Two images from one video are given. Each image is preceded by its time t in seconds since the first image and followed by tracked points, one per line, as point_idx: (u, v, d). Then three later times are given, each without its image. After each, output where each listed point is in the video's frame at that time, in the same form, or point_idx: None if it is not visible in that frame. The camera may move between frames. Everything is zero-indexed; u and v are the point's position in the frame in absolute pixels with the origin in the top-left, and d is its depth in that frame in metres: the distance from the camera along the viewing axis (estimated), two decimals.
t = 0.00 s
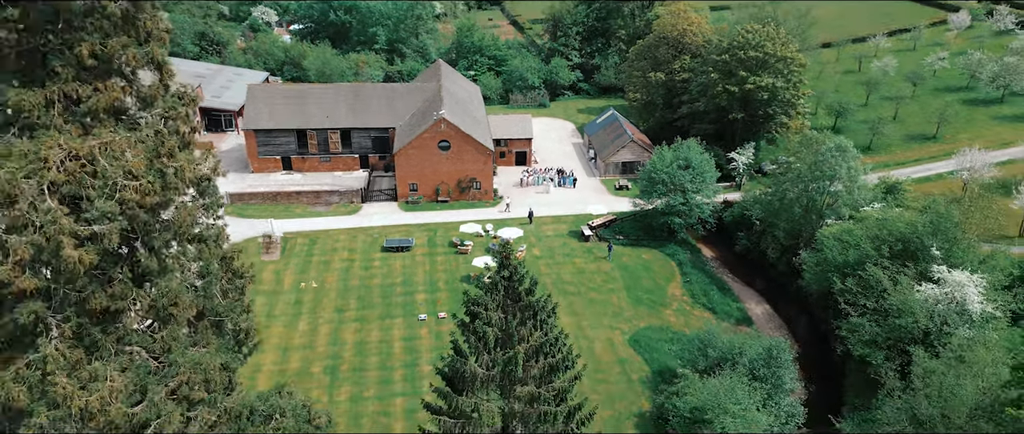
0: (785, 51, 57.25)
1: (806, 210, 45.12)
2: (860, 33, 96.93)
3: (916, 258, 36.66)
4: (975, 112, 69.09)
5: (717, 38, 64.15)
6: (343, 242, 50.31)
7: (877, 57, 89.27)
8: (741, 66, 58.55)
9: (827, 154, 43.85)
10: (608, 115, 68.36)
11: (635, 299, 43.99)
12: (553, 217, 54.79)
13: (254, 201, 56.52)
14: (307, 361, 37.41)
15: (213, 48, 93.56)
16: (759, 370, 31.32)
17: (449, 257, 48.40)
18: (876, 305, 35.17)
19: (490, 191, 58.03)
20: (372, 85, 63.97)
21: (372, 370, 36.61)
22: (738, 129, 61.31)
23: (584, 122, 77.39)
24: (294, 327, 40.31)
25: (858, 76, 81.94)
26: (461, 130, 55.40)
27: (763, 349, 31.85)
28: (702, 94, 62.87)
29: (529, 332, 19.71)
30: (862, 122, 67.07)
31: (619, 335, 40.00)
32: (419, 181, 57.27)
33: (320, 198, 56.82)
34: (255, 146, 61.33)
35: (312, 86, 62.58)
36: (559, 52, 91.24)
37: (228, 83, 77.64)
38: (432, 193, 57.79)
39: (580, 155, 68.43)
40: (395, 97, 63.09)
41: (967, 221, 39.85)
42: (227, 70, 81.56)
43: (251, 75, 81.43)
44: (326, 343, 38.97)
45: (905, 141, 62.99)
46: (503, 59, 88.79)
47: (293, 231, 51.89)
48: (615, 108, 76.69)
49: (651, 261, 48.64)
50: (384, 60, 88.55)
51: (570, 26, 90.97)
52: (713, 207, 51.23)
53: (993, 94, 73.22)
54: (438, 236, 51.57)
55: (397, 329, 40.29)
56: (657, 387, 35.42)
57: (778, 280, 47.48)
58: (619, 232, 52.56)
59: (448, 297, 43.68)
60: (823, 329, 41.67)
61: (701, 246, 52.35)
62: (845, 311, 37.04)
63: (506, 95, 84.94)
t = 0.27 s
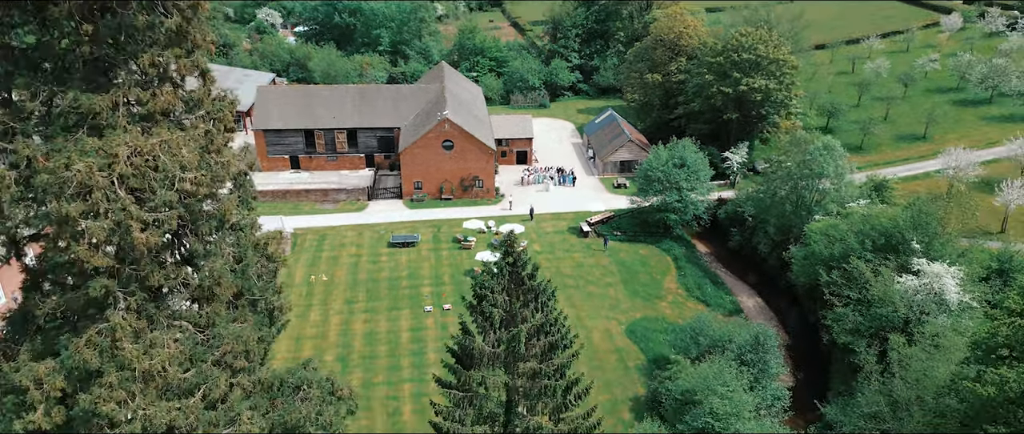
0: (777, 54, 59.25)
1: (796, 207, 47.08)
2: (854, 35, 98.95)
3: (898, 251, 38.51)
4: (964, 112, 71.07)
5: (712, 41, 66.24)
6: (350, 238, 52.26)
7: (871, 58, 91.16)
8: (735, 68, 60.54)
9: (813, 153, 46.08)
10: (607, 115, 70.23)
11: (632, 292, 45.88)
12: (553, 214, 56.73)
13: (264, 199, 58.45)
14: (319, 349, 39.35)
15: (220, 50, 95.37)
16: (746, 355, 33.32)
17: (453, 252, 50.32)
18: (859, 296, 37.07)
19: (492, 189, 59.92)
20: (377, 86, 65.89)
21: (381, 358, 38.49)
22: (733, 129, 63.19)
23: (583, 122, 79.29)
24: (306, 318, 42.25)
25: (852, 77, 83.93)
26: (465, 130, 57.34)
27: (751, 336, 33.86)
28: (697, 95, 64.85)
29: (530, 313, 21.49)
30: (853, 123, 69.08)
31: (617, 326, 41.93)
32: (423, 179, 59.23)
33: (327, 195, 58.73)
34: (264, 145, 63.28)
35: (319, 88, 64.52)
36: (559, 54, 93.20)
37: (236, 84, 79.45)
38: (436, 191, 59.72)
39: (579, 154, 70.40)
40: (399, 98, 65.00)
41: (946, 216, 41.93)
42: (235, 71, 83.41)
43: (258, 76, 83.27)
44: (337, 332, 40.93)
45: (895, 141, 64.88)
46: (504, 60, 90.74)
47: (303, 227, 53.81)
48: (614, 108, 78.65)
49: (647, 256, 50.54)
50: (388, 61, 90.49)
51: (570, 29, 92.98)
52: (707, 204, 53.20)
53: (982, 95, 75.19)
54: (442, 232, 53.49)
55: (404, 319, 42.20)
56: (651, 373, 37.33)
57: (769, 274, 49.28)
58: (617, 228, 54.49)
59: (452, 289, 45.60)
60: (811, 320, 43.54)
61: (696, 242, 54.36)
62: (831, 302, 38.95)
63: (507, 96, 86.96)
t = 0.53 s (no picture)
0: (770, 56, 61.17)
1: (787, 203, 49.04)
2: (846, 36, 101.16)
3: (880, 245, 40.50)
4: (952, 112, 73.16)
5: (707, 43, 68.17)
6: (358, 234, 54.23)
7: (864, 59, 93.23)
8: (729, 70, 62.42)
9: (802, 152, 48.20)
10: (605, 115, 72.15)
11: (629, 285, 47.80)
12: (553, 212, 58.68)
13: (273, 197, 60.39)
14: (330, 339, 41.29)
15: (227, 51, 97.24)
16: (736, 342, 35.22)
17: (457, 248, 52.27)
18: (843, 287, 39.10)
19: (494, 187, 61.89)
20: (382, 88, 67.87)
21: (390, 347, 40.43)
22: (727, 129, 65.06)
23: (582, 122, 81.24)
24: (316, 310, 44.20)
25: (844, 78, 86.02)
26: (468, 130, 59.34)
27: (740, 325, 35.82)
28: (693, 95, 66.76)
29: (532, 297, 23.40)
30: (845, 123, 71.12)
31: (614, 317, 43.89)
32: (427, 178, 61.20)
33: (334, 194, 60.67)
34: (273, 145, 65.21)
35: (326, 89, 66.49)
36: (558, 55, 95.21)
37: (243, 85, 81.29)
38: (439, 189, 61.69)
39: (579, 153, 72.37)
40: (404, 99, 66.97)
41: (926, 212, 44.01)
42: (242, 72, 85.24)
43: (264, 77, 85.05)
44: (347, 323, 42.88)
45: (885, 140, 66.92)
46: (505, 62, 92.69)
47: (312, 224, 55.81)
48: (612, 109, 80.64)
49: (644, 252, 52.45)
50: (391, 63, 92.47)
51: (570, 31, 95.03)
52: (702, 202, 55.23)
53: (970, 95, 77.26)
54: (446, 229, 55.43)
55: (411, 311, 44.16)
56: (646, 361, 39.27)
57: (761, 268, 51.19)
58: (614, 225, 56.45)
59: (456, 283, 47.54)
60: (799, 311, 45.47)
61: (691, 237, 56.33)
62: (818, 294, 40.98)
63: (508, 97, 88.92)
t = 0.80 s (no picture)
0: (763, 58, 63.11)
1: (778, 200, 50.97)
2: (836, 39, 103.95)
3: (865, 240, 42.48)
4: (941, 112, 74.95)
5: (703, 46, 70.15)
6: (364, 231, 56.18)
7: (858, 61, 95.10)
8: (723, 72, 64.36)
9: (792, 152, 50.16)
10: (604, 115, 74.07)
11: (625, 280, 49.72)
12: (553, 209, 60.60)
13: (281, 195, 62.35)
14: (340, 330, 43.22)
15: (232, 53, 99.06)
16: (725, 331, 37.17)
17: (460, 244, 54.21)
18: (828, 280, 41.06)
19: (495, 185, 63.83)
20: (387, 89, 69.84)
21: (397, 337, 42.35)
22: (722, 129, 66.95)
23: (582, 122, 83.17)
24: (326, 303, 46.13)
25: (838, 79, 87.92)
26: (470, 129, 61.31)
27: (730, 315, 37.76)
28: (689, 96, 68.71)
29: (534, 283, 25.33)
30: (837, 123, 73.07)
31: (611, 309, 45.85)
32: (431, 176, 63.15)
33: (341, 192, 62.58)
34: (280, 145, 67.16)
35: (332, 91, 68.46)
36: (558, 57, 97.19)
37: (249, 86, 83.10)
38: (442, 187, 63.62)
39: (578, 153, 74.28)
40: (408, 100, 68.94)
41: (910, 209, 45.96)
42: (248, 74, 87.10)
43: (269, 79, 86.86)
44: (355, 315, 44.81)
45: (876, 140, 68.83)
46: (506, 63, 94.59)
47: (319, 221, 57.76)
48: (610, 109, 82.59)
49: (640, 248, 54.36)
50: (394, 65, 94.40)
51: (569, 33, 97.09)
52: (696, 199, 57.20)
53: (959, 95, 79.16)
54: (449, 226, 57.37)
55: (417, 304, 46.09)
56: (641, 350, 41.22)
57: (753, 264, 53.07)
58: (612, 222, 58.35)
59: (459, 277, 49.46)
60: (789, 304, 47.29)
61: (686, 234, 58.29)
62: (805, 287, 43.09)
63: (509, 98, 90.83)
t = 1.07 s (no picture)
0: (756, 61, 65.13)
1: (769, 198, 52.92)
2: (828, 40, 106.82)
3: (850, 235, 44.39)
4: (931, 112, 76.85)
5: (698, 48, 72.17)
6: (370, 228, 58.17)
7: (851, 62, 97.12)
8: (718, 73, 66.35)
9: (782, 151, 52.17)
10: (602, 116, 76.02)
11: (622, 274, 51.66)
12: (552, 207, 62.58)
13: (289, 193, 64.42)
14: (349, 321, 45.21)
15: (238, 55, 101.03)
16: (715, 320, 39.07)
17: (463, 240, 56.21)
18: (816, 273, 42.96)
19: (497, 183, 65.84)
20: (391, 91, 71.87)
21: (403, 328, 44.34)
22: (717, 129, 68.90)
23: (581, 122, 85.21)
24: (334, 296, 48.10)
25: (831, 80, 90.01)
26: (472, 129, 63.30)
27: (721, 306, 39.64)
28: (685, 97, 70.70)
29: (534, 272, 27.26)
30: (829, 123, 75.13)
31: (608, 302, 47.82)
32: (434, 175, 65.13)
33: (347, 190, 64.56)
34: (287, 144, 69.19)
35: (338, 92, 70.47)
36: (558, 59, 99.25)
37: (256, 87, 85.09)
38: (445, 186, 65.59)
39: (577, 152, 76.28)
40: (411, 101, 70.96)
41: (895, 206, 47.91)
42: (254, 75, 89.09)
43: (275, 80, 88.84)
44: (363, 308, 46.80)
45: (867, 139, 70.82)
46: (507, 65, 96.60)
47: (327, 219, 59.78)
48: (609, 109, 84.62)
49: (637, 244, 56.31)
50: (397, 66, 96.42)
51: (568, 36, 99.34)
52: (691, 197, 59.20)
53: (949, 96, 81.13)
54: (452, 223, 59.35)
55: (422, 296, 48.05)
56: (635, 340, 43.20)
57: (746, 259, 55.02)
58: (610, 219, 60.30)
59: (462, 271, 51.42)
60: (779, 297, 49.16)
61: (682, 231, 60.28)
62: (795, 280, 45.07)
63: (510, 99, 92.83)
